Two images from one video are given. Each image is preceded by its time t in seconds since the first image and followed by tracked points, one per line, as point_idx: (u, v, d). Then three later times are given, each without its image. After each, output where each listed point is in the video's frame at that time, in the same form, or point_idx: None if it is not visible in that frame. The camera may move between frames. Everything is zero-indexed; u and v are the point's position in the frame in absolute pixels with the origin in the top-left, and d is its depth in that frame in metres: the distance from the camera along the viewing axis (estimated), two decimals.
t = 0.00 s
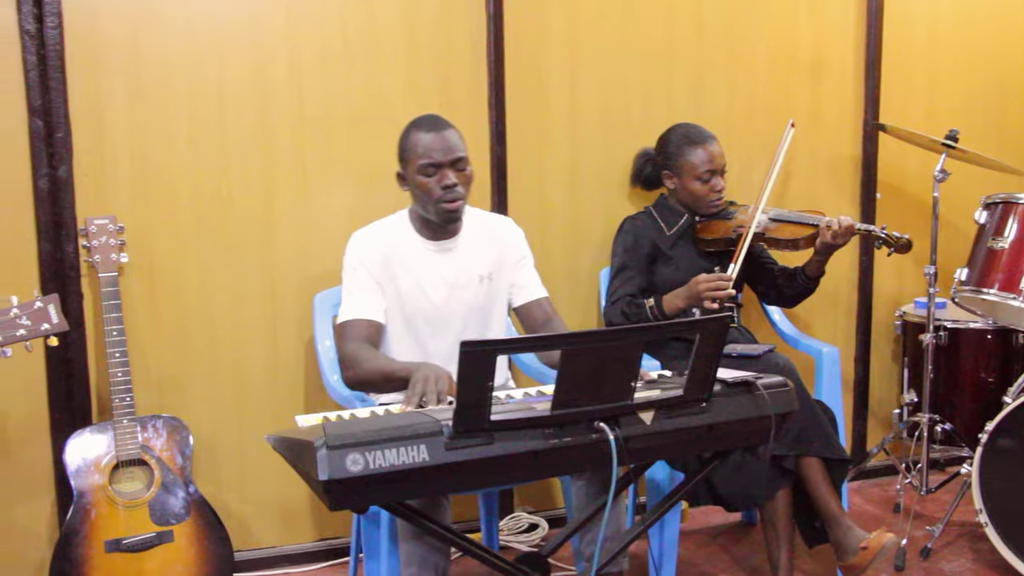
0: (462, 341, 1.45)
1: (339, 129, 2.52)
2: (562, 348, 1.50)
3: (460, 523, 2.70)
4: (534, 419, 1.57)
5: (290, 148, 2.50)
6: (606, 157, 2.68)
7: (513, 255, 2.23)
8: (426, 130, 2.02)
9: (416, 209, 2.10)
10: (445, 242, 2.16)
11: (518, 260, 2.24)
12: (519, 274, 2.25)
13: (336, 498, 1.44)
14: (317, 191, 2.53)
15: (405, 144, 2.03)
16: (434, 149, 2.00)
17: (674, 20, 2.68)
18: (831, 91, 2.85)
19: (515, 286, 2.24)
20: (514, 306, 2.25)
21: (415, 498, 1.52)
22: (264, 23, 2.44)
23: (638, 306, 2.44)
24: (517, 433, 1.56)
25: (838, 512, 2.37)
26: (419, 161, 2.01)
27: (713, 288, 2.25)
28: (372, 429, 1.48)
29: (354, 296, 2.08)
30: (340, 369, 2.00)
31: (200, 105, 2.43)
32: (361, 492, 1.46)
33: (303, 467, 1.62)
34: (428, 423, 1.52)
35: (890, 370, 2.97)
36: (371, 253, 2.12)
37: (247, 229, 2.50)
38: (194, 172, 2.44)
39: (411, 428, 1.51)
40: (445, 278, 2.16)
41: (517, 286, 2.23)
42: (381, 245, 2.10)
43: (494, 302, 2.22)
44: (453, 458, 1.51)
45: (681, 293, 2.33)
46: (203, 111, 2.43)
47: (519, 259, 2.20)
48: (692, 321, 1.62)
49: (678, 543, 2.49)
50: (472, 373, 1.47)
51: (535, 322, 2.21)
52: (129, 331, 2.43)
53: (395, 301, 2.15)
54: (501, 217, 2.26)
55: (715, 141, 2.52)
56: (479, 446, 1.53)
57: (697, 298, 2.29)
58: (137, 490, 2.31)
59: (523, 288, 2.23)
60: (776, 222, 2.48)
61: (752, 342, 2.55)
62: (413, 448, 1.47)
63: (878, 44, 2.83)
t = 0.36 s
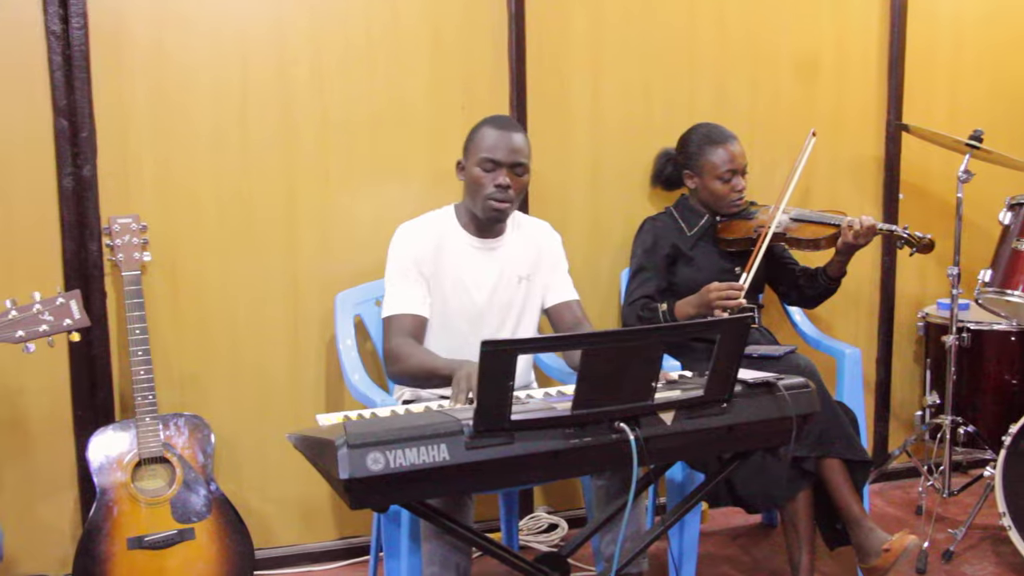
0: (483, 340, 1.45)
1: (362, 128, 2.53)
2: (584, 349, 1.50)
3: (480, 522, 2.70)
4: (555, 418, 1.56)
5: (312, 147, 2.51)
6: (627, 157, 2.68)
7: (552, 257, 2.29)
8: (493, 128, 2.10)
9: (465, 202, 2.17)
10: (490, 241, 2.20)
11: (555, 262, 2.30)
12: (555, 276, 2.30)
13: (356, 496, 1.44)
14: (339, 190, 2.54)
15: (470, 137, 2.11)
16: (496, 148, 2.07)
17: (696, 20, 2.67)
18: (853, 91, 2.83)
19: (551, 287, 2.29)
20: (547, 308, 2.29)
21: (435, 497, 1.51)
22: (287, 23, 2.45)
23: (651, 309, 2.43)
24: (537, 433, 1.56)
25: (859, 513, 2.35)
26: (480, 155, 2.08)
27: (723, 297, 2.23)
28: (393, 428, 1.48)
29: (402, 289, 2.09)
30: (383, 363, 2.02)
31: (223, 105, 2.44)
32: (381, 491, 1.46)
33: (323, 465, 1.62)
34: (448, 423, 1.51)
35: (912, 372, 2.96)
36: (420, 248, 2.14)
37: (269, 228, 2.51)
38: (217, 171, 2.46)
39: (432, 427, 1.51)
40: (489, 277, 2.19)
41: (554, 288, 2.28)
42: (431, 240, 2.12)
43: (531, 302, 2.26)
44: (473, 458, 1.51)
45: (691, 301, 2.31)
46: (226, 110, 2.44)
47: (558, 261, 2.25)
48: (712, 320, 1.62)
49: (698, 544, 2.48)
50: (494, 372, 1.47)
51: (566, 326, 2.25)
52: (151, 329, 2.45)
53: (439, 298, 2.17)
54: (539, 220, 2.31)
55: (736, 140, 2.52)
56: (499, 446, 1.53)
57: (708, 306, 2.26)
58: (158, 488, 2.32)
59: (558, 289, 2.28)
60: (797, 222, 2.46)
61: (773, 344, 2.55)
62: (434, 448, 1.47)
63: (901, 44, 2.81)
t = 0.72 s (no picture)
0: (506, 340, 1.44)
1: (385, 128, 2.53)
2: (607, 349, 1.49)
3: (502, 522, 2.71)
4: (577, 418, 1.56)
5: (335, 147, 2.51)
6: (650, 157, 2.68)
7: (559, 255, 2.27)
8: (479, 126, 2.08)
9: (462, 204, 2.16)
10: (492, 240, 2.19)
11: (563, 260, 2.27)
12: (566, 273, 2.28)
13: (378, 495, 1.44)
14: (362, 189, 2.55)
15: (458, 137, 2.09)
16: (485, 145, 2.06)
17: (719, 20, 2.66)
18: (878, 91, 2.82)
19: (559, 286, 2.27)
20: (560, 308, 2.28)
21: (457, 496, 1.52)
22: (311, 23, 2.46)
23: (670, 311, 2.43)
24: (560, 434, 1.55)
25: (883, 516, 2.35)
26: (469, 155, 2.07)
27: (739, 303, 2.24)
28: (414, 427, 1.48)
29: (400, 291, 2.11)
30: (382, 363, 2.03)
31: (247, 105, 2.45)
32: (403, 490, 1.46)
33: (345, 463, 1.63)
34: (471, 422, 1.52)
35: (936, 374, 2.94)
36: (419, 249, 2.15)
37: (292, 226, 2.52)
38: (240, 171, 2.47)
39: (454, 427, 1.51)
40: (491, 276, 2.19)
41: (564, 285, 2.27)
42: (429, 241, 2.12)
43: (539, 300, 2.24)
44: (495, 457, 1.51)
45: (709, 306, 2.31)
46: (249, 111, 2.45)
47: (565, 258, 2.23)
48: (735, 320, 1.60)
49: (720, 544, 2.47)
50: (517, 371, 1.46)
51: (579, 323, 2.26)
52: (175, 328, 2.46)
53: (440, 297, 2.17)
54: (548, 217, 2.29)
55: (758, 140, 2.51)
56: (521, 445, 1.53)
57: (725, 313, 2.26)
58: (182, 485, 2.34)
59: (569, 287, 2.27)
60: (821, 222, 2.46)
61: (796, 344, 2.54)
62: (457, 447, 1.47)
63: (927, 43, 2.79)
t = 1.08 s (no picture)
0: (531, 340, 1.44)
1: (412, 127, 2.54)
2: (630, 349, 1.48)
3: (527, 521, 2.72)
4: (603, 418, 1.55)
5: (363, 146, 2.52)
6: (677, 157, 2.67)
7: (569, 253, 2.24)
8: (474, 133, 2.08)
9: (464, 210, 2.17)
10: (498, 241, 2.18)
11: (574, 259, 2.25)
12: (578, 272, 2.25)
13: (403, 493, 1.44)
14: (390, 188, 2.56)
15: (454, 145, 2.09)
16: (481, 152, 2.06)
17: (747, 19, 2.66)
18: (907, 91, 2.80)
19: (571, 284, 2.24)
20: (574, 307, 2.26)
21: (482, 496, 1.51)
22: (339, 23, 2.47)
23: (693, 313, 2.43)
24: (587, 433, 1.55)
25: (911, 518, 2.32)
26: (467, 163, 2.07)
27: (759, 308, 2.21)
28: (440, 426, 1.48)
29: (409, 296, 2.12)
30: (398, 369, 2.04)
31: (275, 104, 2.46)
32: (429, 488, 1.46)
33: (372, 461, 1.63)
34: (496, 422, 1.52)
35: (965, 376, 2.93)
36: (426, 254, 2.16)
37: (319, 225, 2.53)
38: (268, 170, 2.48)
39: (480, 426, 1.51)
40: (500, 277, 2.18)
41: (576, 283, 2.24)
42: (433, 245, 2.13)
43: (552, 300, 2.22)
44: (520, 457, 1.51)
45: (730, 311, 2.29)
46: (277, 110, 2.47)
47: (574, 256, 2.21)
48: (761, 321, 1.57)
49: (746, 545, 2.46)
50: (541, 372, 1.46)
51: (593, 322, 2.24)
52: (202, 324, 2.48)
53: (450, 300, 2.17)
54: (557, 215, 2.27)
55: (785, 139, 2.50)
56: (546, 445, 1.52)
57: (744, 317, 2.24)
58: (210, 482, 2.35)
59: (582, 286, 2.24)
60: (849, 221, 2.43)
61: (823, 345, 2.52)
62: (482, 446, 1.47)
63: (956, 43, 2.78)
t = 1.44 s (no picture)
0: (563, 340, 1.41)
1: (444, 127, 2.55)
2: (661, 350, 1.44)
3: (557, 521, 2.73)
4: (634, 418, 1.51)
5: (395, 146, 2.53)
6: (709, 156, 2.67)
7: (613, 254, 2.25)
8: (506, 136, 2.07)
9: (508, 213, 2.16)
10: (545, 242, 2.19)
11: (618, 260, 2.26)
12: (622, 273, 2.26)
13: (433, 493, 1.42)
14: (421, 187, 2.56)
15: (486, 152, 2.09)
16: (514, 154, 2.04)
17: (779, 18, 2.65)
18: (941, 90, 2.78)
19: (616, 285, 2.25)
20: (618, 308, 2.27)
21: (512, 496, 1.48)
22: (372, 23, 2.48)
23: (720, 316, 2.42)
24: (617, 433, 1.51)
25: (944, 522, 2.28)
26: (501, 168, 2.06)
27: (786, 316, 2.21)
28: (471, 425, 1.45)
29: (457, 294, 2.12)
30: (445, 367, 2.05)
31: (307, 104, 2.48)
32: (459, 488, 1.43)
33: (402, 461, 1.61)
34: (527, 422, 1.48)
35: (999, 378, 2.90)
36: (474, 252, 2.17)
37: (350, 223, 2.54)
38: (300, 169, 2.49)
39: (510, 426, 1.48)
40: (546, 277, 2.19)
41: (620, 285, 2.25)
42: (483, 245, 2.14)
43: (595, 301, 2.24)
44: (551, 457, 1.47)
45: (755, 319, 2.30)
46: (309, 110, 2.48)
47: (619, 258, 2.22)
48: (795, 322, 1.53)
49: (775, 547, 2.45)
50: (573, 372, 1.43)
51: (640, 323, 2.23)
52: (234, 322, 2.50)
53: (496, 299, 2.19)
54: (602, 216, 2.27)
55: (816, 139, 2.48)
56: (577, 445, 1.48)
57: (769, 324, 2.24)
58: (240, 480, 2.35)
59: (626, 287, 2.25)
60: (881, 222, 2.41)
61: (855, 347, 2.51)
62: (512, 446, 1.44)
63: (992, 42, 2.75)
